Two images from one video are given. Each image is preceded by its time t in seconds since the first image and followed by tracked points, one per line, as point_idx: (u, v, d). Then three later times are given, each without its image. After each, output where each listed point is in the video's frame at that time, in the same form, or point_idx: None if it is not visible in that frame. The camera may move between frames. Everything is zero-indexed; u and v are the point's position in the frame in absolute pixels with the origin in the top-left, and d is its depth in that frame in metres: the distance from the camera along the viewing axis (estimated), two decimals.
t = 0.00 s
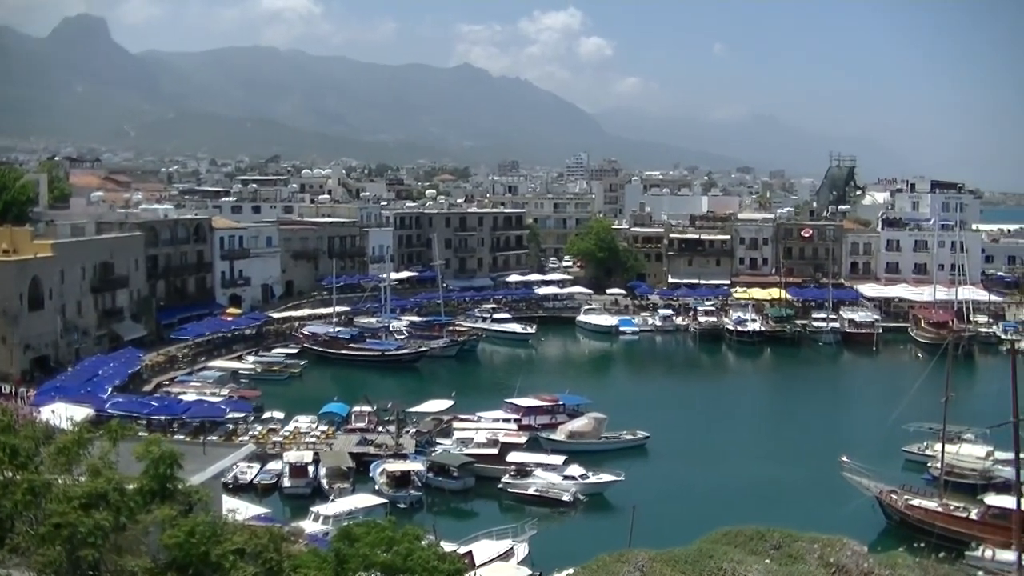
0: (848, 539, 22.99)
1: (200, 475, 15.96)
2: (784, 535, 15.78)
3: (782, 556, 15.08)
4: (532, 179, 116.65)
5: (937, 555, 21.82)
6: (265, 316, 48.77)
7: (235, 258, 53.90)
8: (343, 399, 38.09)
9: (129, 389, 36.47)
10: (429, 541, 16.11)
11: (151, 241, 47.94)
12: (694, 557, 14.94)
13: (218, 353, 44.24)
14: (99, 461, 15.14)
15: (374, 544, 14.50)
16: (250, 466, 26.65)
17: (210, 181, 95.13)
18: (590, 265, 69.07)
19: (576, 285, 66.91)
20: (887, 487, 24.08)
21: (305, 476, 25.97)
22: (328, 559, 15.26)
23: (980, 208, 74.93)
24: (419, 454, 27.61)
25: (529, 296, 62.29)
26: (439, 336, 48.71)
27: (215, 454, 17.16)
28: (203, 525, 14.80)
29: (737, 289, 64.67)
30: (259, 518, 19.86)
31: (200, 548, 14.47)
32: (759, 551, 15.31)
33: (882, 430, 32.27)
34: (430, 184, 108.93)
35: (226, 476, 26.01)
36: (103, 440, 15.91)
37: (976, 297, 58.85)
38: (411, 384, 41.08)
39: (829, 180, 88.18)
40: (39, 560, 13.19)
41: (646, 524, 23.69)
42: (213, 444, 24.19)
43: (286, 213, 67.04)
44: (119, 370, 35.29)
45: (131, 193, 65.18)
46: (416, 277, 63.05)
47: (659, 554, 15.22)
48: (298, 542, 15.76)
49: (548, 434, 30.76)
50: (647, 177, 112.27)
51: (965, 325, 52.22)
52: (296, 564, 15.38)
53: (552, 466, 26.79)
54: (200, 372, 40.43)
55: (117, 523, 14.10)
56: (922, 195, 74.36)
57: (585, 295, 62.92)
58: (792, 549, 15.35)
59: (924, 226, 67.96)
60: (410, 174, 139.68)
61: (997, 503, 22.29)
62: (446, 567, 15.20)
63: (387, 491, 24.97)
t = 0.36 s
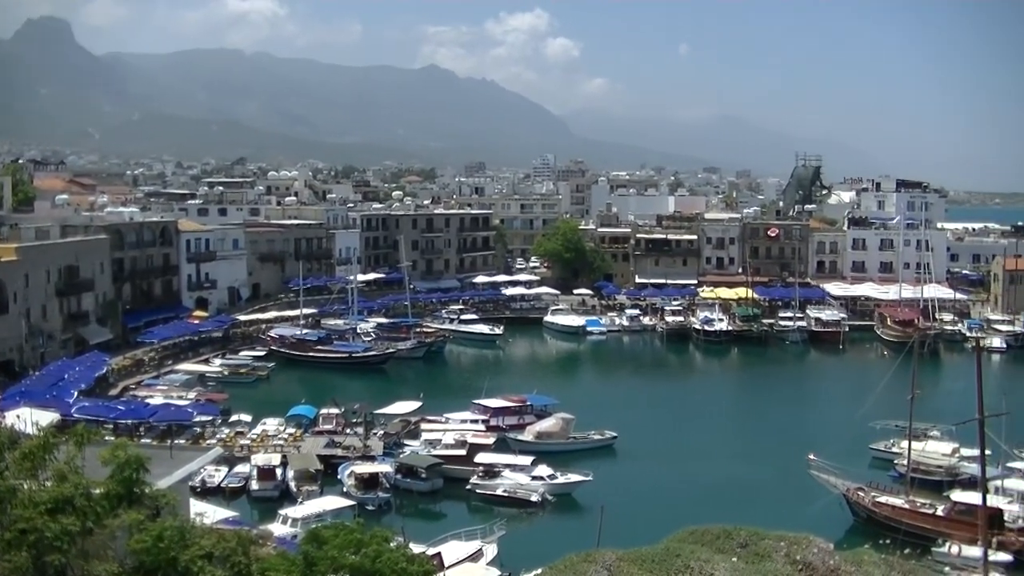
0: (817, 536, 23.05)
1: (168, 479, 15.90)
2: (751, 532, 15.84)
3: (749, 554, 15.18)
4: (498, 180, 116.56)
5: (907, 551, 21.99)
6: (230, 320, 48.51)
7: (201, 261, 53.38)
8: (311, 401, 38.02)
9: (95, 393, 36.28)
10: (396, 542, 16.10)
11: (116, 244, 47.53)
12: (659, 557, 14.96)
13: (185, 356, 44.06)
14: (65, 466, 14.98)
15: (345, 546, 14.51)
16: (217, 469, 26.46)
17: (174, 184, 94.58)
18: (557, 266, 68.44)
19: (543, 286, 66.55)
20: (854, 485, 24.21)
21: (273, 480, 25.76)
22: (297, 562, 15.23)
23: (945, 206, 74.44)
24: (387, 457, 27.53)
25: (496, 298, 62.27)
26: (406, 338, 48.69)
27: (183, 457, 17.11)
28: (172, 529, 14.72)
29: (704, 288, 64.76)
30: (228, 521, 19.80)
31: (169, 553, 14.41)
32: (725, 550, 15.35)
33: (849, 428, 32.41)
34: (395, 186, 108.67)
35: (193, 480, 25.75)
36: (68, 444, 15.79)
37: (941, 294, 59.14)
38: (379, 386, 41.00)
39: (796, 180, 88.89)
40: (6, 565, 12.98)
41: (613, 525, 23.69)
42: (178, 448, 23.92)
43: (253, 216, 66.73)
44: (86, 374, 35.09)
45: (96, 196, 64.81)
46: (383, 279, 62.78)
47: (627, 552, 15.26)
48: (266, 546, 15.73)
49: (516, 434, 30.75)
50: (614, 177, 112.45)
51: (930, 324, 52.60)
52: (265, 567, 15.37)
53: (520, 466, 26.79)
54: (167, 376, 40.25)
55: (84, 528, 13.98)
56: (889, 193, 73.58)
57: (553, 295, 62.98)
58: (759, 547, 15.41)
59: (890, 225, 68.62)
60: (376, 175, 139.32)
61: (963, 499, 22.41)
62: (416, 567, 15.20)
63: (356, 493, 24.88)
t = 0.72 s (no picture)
0: (779, 540, 23.08)
1: (128, 485, 15.81)
2: (712, 536, 15.95)
3: (710, 558, 15.22)
4: (460, 184, 116.14)
5: (870, 553, 22.16)
6: (191, 323, 48.34)
7: (162, 264, 53.12)
8: (273, 404, 37.87)
9: (55, 396, 36.03)
10: (358, 547, 16.07)
11: (77, 247, 47.26)
12: (619, 560, 15.02)
13: (145, 360, 43.83)
14: (24, 471, 14.75)
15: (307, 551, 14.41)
16: (179, 473, 26.28)
17: (134, 187, 93.83)
18: (518, 271, 68.07)
19: (505, 290, 66.37)
20: (815, 487, 24.29)
21: (235, 484, 25.74)
22: (258, 566, 15.16)
23: (907, 211, 74.24)
24: (349, 461, 27.48)
25: (458, 301, 62.11)
26: (368, 341, 48.54)
27: (143, 462, 17.05)
28: (133, 534, 14.57)
29: (666, 292, 64.74)
30: (190, 526, 19.74)
31: (129, 559, 14.31)
32: (686, 553, 15.44)
33: (811, 431, 32.51)
34: (358, 190, 107.87)
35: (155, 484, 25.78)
36: (28, 449, 15.64)
37: (902, 300, 60.18)
38: (341, 390, 40.90)
39: (757, 184, 89.08)
40: None
41: (574, 529, 23.68)
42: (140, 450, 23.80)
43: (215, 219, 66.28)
44: (45, 378, 34.85)
45: (56, 199, 64.25)
46: (345, 282, 62.48)
47: (588, 555, 15.26)
48: (228, 551, 15.73)
49: (478, 438, 30.73)
50: (576, 182, 112.26)
51: (891, 329, 52.83)
52: (226, 572, 15.31)
53: (482, 470, 26.79)
54: (128, 379, 39.99)
55: (43, 534, 13.82)
56: (850, 198, 73.95)
57: (515, 299, 62.89)
58: (719, 550, 15.47)
59: (851, 229, 69.03)
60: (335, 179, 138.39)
61: (922, 502, 22.56)
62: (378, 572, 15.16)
63: (317, 498, 24.82)
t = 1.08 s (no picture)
0: (737, 544, 23.15)
1: (85, 487, 15.70)
2: (669, 540, 16.16)
3: (668, 561, 15.38)
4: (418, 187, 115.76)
5: (828, 555, 22.28)
6: (150, 325, 48.08)
7: (121, 265, 52.75)
8: (232, 407, 37.69)
9: (12, 398, 35.65)
10: (318, 551, 16.04)
11: (33, 248, 46.87)
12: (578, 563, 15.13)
13: (103, 362, 43.55)
14: None
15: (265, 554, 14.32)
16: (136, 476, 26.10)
17: (91, 188, 93.01)
18: (478, 273, 67.80)
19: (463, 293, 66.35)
20: (774, 491, 24.40)
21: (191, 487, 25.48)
22: (216, 569, 15.10)
23: (865, 216, 77.47)
24: (308, 463, 27.40)
25: (417, 304, 61.95)
26: (326, 344, 48.35)
27: (99, 464, 16.98)
28: (90, 537, 14.40)
29: (625, 295, 64.67)
30: (146, 530, 19.62)
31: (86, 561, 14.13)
32: (645, 557, 15.57)
33: (770, 435, 32.60)
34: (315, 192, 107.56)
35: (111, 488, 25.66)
36: None
37: (859, 304, 60.38)
38: (300, 392, 40.74)
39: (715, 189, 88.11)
40: None
41: (532, 533, 23.73)
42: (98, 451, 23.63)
43: (174, 220, 65.89)
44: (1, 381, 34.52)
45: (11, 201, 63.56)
46: (304, 285, 62.26)
47: (544, 559, 15.42)
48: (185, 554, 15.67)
49: (437, 441, 30.71)
50: (535, 185, 112.09)
51: (849, 333, 52.85)
52: None
53: (441, 473, 26.74)
54: (86, 382, 39.64)
55: None
56: (808, 203, 76.19)
57: (474, 302, 62.79)
58: (677, 553, 15.62)
59: (810, 234, 69.52)
60: (291, 180, 137.50)
61: (880, 506, 22.68)
62: None
63: (276, 501, 24.75)
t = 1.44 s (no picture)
0: (711, 546, 23.20)
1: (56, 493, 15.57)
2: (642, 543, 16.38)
3: (641, 564, 15.76)
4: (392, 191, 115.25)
5: (803, 558, 22.29)
6: (123, 329, 47.81)
7: (93, 270, 52.47)
8: (205, 411, 37.54)
9: None
10: (292, 555, 15.99)
11: (5, 253, 46.56)
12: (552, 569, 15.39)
13: (77, 366, 43.28)
14: None
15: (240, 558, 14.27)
16: (110, 481, 25.98)
17: (62, 193, 92.23)
18: (452, 277, 67.49)
19: (437, 297, 66.01)
20: (748, 494, 24.47)
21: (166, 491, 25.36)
22: (190, 574, 15.03)
23: (839, 221, 76.40)
24: (282, 467, 27.30)
25: (391, 308, 61.83)
26: (300, 348, 48.23)
27: (71, 469, 16.86)
28: (62, 543, 14.28)
29: (600, 299, 64.60)
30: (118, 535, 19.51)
31: (58, 567, 14.02)
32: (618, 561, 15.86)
33: (743, 438, 32.70)
34: (288, 197, 107.02)
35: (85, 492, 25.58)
36: None
37: (833, 308, 60.40)
38: (274, 397, 40.63)
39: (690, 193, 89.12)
40: None
41: (506, 537, 23.78)
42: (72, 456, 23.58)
43: (147, 223, 65.49)
44: None
45: None
46: (278, 289, 62.08)
47: (518, 563, 15.69)
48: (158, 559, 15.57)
49: (412, 445, 30.69)
50: (511, 189, 112.00)
51: (822, 336, 53.28)
52: None
53: (415, 478, 26.71)
54: (58, 387, 39.38)
55: None
56: (781, 207, 75.56)
57: (448, 306, 62.62)
58: (650, 557, 16.00)
59: (784, 238, 69.88)
60: (264, 183, 136.49)
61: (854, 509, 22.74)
62: None
63: (250, 505, 24.65)
